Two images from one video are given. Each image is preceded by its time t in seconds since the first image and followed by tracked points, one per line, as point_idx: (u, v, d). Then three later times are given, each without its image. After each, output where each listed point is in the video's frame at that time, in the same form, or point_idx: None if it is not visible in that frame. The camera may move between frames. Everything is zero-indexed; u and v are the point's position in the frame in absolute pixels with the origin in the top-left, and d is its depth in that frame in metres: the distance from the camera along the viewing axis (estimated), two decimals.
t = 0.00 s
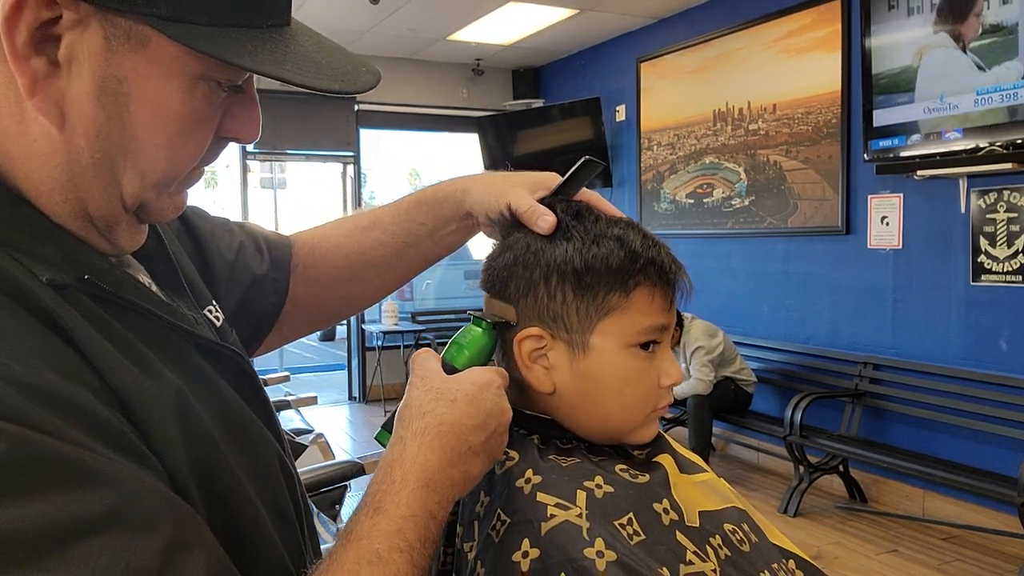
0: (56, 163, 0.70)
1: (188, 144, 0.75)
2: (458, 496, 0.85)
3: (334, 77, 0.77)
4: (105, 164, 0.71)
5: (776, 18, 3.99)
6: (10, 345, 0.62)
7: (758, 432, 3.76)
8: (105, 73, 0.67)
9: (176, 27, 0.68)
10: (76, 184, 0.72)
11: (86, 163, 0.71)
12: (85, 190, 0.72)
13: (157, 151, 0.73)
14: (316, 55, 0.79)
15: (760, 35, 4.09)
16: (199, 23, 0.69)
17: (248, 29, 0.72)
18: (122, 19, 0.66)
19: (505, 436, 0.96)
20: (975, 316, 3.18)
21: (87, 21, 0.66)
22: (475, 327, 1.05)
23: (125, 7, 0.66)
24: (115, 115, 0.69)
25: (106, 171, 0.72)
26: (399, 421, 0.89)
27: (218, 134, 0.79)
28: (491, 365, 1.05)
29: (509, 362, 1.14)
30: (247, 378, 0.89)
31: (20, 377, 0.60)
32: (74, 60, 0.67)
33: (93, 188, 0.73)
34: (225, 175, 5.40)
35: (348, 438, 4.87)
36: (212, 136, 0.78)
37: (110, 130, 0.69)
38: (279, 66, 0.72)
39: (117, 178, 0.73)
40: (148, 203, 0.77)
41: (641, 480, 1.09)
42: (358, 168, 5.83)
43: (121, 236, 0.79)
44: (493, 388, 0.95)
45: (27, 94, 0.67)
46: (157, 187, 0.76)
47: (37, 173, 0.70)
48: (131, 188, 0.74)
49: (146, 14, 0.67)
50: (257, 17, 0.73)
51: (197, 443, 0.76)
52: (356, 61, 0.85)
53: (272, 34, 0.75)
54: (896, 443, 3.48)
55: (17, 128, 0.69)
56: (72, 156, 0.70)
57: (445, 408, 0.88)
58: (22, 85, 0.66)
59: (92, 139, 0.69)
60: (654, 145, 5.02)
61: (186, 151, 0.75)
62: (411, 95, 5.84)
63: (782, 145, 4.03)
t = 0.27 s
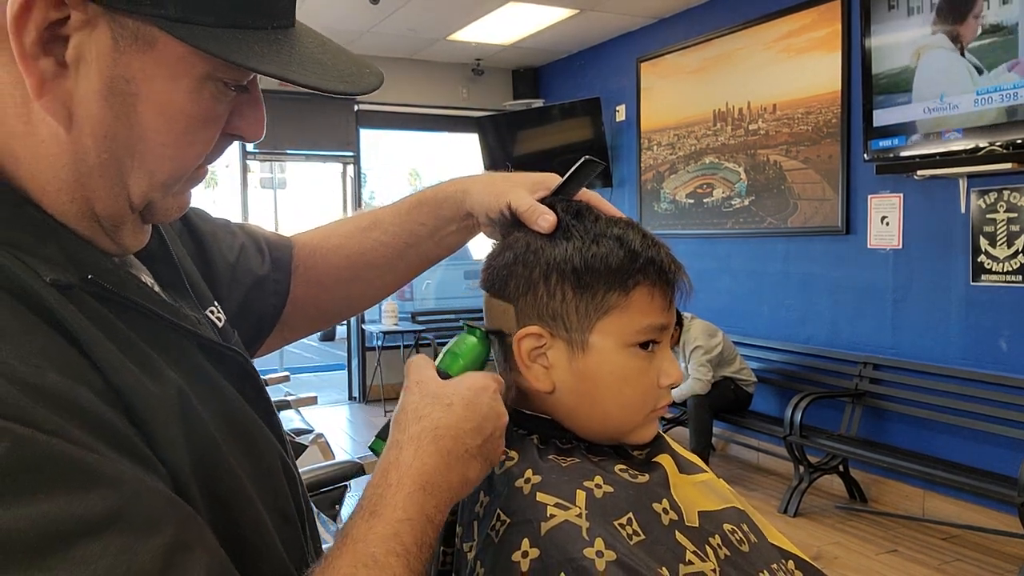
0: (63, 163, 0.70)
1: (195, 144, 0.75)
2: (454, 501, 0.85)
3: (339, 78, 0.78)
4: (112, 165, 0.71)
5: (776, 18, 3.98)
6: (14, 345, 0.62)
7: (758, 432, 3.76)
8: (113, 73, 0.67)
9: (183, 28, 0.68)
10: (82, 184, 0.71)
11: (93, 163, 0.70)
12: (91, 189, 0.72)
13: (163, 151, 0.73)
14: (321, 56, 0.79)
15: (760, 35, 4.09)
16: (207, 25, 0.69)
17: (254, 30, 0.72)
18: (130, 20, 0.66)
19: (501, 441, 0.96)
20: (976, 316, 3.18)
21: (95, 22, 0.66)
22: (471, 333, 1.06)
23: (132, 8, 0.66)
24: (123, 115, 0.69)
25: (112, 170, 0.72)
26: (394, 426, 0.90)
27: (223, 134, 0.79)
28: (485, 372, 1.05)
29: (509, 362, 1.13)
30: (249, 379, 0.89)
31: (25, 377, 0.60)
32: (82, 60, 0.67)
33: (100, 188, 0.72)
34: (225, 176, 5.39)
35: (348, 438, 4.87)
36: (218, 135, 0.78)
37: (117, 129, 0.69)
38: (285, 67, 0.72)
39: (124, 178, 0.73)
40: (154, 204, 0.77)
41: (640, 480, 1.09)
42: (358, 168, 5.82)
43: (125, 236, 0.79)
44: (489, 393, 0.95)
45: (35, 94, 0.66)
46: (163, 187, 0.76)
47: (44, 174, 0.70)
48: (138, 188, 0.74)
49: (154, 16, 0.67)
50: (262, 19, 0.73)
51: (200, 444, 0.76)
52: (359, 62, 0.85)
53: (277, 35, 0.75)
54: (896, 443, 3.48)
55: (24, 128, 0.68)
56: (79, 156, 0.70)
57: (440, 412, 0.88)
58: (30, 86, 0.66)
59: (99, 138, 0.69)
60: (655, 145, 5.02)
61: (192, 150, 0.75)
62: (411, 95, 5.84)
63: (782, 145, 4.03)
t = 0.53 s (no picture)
0: (68, 161, 0.69)
1: (197, 144, 0.75)
2: (454, 473, 0.85)
3: (341, 76, 0.78)
4: (116, 163, 0.71)
5: (776, 18, 3.98)
6: (21, 339, 0.62)
7: (758, 432, 3.76)
8: (119, 72, 0.67)
9: (190, 26, 0.68)
10: (85, 182, 0.71)
11: (96, 161, 0.70)
12: (95, 188, 0.72)
13: (166, 151, 0.73)
14: (322, 55, 0.79)
15: (760, 35, 4.09)
16: (214, 24, 0.69)
17: (258, 29, 0.72)
18: (138, 19, 0.66)
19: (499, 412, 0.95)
20: (976, 316, 3.18)
21: (102, 21, 0.66)
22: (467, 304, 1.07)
23: (140, 7, 0.66)
24: (127, 113, 0.69)
25: (116, 168, 0.72)
26: (392, 403, 0.89)
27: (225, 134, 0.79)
28: (482, 341, 1.06)
29: (509, 362, 1.13)
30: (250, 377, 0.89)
31: (34, 369, 0.60)
32: (89, 59, 0.66)
33: (104, 186, 0.72)
34: (225, 175, 5.40)
35: (348, 437, 4.87)
36: (218, 135, 0.78)
37: (121, 128, 0.69)
38: (290, 66, 0.72)
39: (127, 176, 0.73)
40: (154, 203, 0.78)
41: (640, 480, 1.09)
42: (358, 168, 5.82)
43: (125, 235, 0.79)
44: (483, 363, 0.95)
45: (42, 92, 0.66)
46: (165, 185, 0.76)
47: (49, 173, 0.70)
48: (140, 187, 0.74)
49: (163, 14, 0.66)
50: (265, 19, 0.73)
51: (206, 438, 0.76)
52: (360, 61, 0.85)
53: (280, 34, 0.75)
54: (896, 443, 3.47)
55: (28, 126, 0.68)
56: (84, 155, 0.69)
57: (435, 385, 0.88)
58: (36, 85, 0.65)
59: (103, 137, 0.69)
60: (654, 145, 5.02)
61: (195, 151, 0.75)
62: (411, 95, 5.85)
63: (782, 145, 4.03)
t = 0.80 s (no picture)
0: (71, 160, 0.69)
1: (200, 144, 0.75)
2: (456, 479, 0.85)
3: (343, 76, 0.78)
4: (120, 163, 0.71)
5: (776, 18, 3.98)
6: (25, 339, 0.62)
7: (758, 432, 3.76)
8: (123, 71, 0.67)
9: (193, 26, 0.68)
10: (89, 182, 0.71)
11: (100, 161, 0.70)
12: (98, 187, 0.72)
13: (169, 152, 0.73)
14: (323, 55, 0.79)
15: (760, 35, 4.09)
16: (218, 25, 0.69)
17: (259, 29, 0.72)
18: (141, 19, 0.66)
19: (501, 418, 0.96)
20: (976, 316, 3.18)
21: (107, 22, 0.66)
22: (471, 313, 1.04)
23: (145, 7, 0.66)
24: (131, 113, 0.69)
25: (120, 168, 0.72)
26: (395, 408, 0.89)
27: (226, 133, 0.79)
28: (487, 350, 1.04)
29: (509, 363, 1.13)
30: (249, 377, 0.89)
31: (36, 369, 0.61)
32: (94, 59, 0.67)
33: (107, 186, 0.72)
34: (225, 176, 5.39)
35: (348, 437, 4.87)
36: (220, 135, 0.78)
37: (124, 128, 0.70)
38: (293, 67, 0.72)
39: (131, 176, 0.73)
40: (156, 203, 0.78)
41: (640, 480, 1.09)
42: (358, 168, 5.82)
43: (127, 235, 0.79)
44: (488, 371, 0.94)
45: (47, 92, 0.66)
46: (167, 185, 0.76)
47: (51, 172, 0.69)
48: (142, 186, 0.74)
49: (165, 14, 0.66)
50: (268, 19, 0.73)
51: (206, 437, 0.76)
52: (360, 61, 0.85)
53: (282, 35, 0.75)
54: (896, 443, 3.47)
55: (32, 126, 0.68)
56: (87, 155, 0.69)
57: (438, 392, 0.88)
58: (41, 84, 0.65)
59: (106, 137, 0.69)
60: (654, 145, 5.02)
61: (197, 151, 0.75)
62: (411, 95, 5.85)
63: (782, 145, 4.03)
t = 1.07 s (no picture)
0: (70, 162, 0.69)
1: (200, 143, 0.75)
2: (459, 498, 0.84)
3: (343, 75, 0.77)
4: (118, 164, 0.71)
5: (776, 18, 3.98)
6: (24, 345, 0.62)
7: (758, 432, 3.76)
8: (119, 72, 0.68)
9: (188, 26, 0.68)
10: (88, 183, 0.71)
11: (99, 162, 0.70)
12: (97, 189, 0.72)
13: (169, 152, 0.73)
14: (324, 53, 0.79)
15: (760, 35, 4.09)
16: (214, 24, 0.69)
17: (256, 27, 0.72)
18: (135, 19, 0.66)
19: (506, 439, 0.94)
20: (976, 316, 3.18)
21: (100, 22, 0.66)
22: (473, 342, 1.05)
23: (139, 8, 0.66)
24: (128, 113, 0.69)
25: (118, 169, 0.72)
26: (398, 423, 0.89)
27: (227, 131, 0.79)
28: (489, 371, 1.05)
29: (508, 361, 1.13)
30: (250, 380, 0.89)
31: (34, 376, 0.60)
32: (88, 59, 0.67)
33: (106, 187, 0.72)
34: (225, 176, 5.39)
35: (348, 438, 4.87)
36: (221, 133, 0.79)
37: (120, 129, 0.70)
38: (291, 66, 0.72)
39: (129, 176, 0.73)
40: (158, 203, 0.78)
41: (640, 479, 1.09)
42: (358, 168, 5.83)
43: (130, 236, 0.79)
44: (492, 392, 0.94)
45: (41, 94, 0.66)
46: (168, 184, 0.76)
47: (50, 173, 0.69)
48: (142, 187, 0.74)
49: (159, 15, 0.67)
50: (265, 17, 0.73)
51: (203, 442, 0.76)
52: (362, 57, 0.85)
53: (280, 32, 0.75)
54: (896, 443, 3.47)
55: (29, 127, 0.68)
56: (86, 156, 0.69)
57: (444, 410, 0.88)
58: (36, 86, 0.65)
59: (104, 138, 0.69)
60: (654, 145, 5.02)
61: (197, 150, 0.75)
62: (411, 95, 5.85)
63: (782, 145, 4.03)
